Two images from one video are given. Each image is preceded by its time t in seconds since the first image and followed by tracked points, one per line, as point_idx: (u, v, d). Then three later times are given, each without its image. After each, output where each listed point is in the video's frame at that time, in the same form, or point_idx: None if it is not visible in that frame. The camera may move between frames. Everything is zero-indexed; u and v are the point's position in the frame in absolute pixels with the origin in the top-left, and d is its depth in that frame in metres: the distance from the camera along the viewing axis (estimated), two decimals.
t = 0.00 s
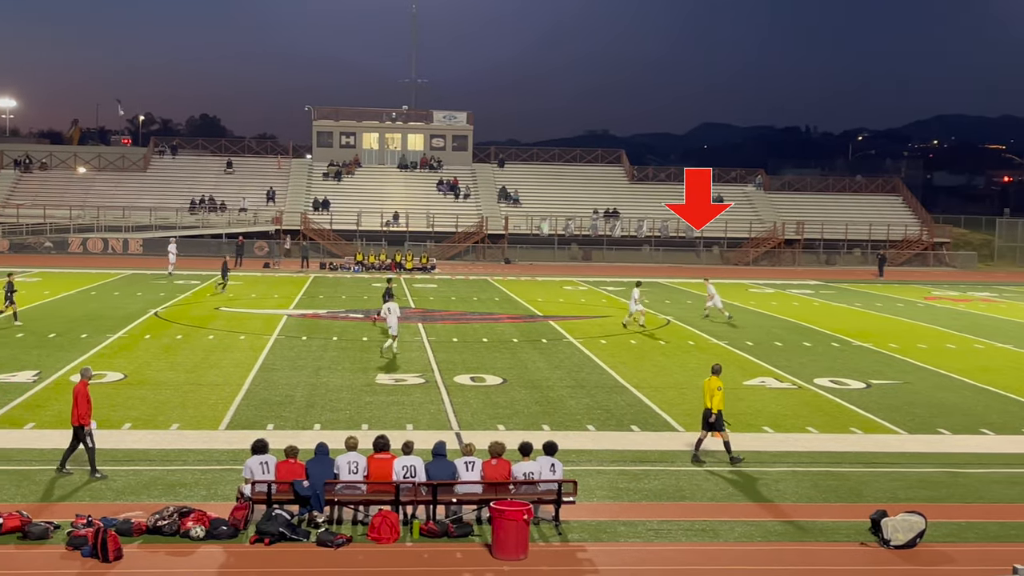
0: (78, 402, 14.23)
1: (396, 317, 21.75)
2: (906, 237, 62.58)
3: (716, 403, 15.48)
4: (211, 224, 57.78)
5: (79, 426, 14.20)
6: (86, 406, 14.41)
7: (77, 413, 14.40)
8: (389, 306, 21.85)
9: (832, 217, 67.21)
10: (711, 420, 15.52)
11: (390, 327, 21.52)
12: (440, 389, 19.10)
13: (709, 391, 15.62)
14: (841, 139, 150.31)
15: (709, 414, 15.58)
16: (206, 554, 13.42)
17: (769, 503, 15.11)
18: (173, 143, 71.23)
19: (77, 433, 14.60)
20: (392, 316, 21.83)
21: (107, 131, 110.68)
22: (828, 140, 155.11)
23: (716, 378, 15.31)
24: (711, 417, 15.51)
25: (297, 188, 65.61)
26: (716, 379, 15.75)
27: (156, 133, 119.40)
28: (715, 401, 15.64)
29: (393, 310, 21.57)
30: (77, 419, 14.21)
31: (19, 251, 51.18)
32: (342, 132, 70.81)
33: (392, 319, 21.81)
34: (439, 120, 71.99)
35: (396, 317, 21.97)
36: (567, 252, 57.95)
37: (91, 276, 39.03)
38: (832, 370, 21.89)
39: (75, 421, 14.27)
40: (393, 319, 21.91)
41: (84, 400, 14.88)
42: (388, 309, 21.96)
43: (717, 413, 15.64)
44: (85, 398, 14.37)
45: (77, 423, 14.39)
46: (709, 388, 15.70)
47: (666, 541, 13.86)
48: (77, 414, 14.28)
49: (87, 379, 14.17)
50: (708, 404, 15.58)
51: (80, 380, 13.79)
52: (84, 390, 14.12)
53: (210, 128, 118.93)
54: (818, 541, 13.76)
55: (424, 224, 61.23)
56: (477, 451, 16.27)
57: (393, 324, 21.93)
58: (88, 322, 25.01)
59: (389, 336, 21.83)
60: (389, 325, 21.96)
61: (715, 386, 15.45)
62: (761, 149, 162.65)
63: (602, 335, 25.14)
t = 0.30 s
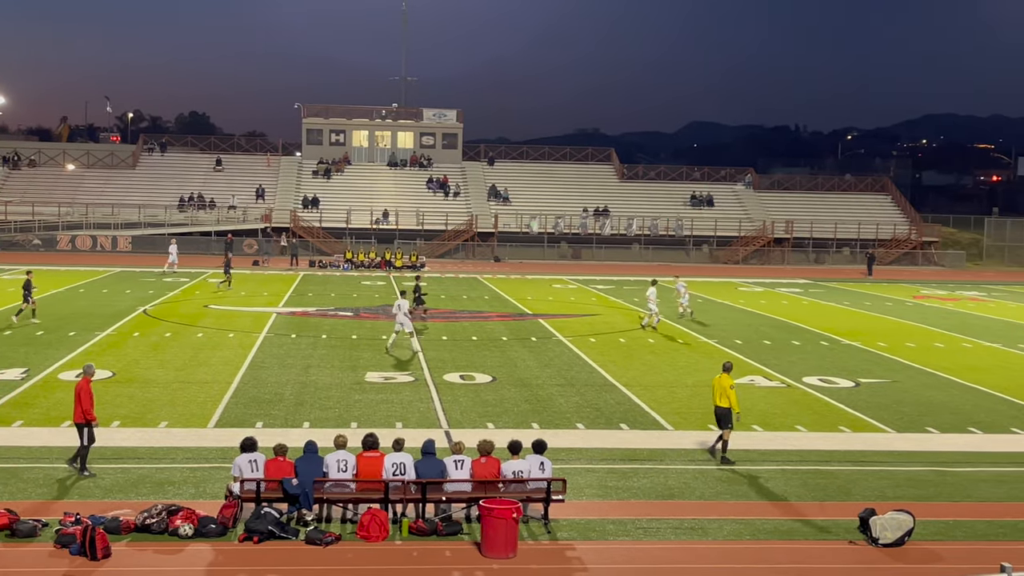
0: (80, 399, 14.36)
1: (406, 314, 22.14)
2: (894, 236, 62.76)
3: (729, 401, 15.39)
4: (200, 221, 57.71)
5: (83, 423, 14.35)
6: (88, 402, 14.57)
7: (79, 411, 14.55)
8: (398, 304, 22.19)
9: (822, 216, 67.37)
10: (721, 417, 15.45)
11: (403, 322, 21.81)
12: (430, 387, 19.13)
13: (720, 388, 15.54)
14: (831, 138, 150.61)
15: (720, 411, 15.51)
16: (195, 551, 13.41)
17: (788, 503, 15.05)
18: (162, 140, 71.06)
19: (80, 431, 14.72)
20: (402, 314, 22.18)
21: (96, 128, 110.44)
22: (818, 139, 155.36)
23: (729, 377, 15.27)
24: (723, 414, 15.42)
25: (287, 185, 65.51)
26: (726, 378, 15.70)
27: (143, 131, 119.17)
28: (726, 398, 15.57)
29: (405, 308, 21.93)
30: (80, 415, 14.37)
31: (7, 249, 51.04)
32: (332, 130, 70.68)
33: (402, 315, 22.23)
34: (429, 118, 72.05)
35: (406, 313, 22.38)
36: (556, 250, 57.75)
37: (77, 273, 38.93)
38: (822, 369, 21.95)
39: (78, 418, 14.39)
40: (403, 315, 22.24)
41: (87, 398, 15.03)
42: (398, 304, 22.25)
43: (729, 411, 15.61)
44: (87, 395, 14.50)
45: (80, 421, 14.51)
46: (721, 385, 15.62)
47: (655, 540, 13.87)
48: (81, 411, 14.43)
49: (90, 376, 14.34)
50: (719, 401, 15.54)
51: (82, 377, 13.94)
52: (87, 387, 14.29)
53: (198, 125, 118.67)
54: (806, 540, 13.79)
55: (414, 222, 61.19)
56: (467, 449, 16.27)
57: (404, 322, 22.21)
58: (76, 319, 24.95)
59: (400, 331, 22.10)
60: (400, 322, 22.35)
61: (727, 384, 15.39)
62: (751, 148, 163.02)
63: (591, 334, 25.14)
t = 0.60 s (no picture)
0: (87, 397, 14.31)
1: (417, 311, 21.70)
2: (889, 235, 62.87)
3: (743, 401, 15.56)
4: (195, 219, 57.66)
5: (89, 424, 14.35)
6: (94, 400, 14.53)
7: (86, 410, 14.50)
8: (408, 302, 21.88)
9: (816, 215, 67.49)
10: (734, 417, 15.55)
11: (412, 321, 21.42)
12: (424, 385, 19.13)
13: (734, 387, 15.68)
14: (826, 137, 150.76)
15: (733, 411, 15.62)
16: (189, 550, 13.40)
17: (801, 503, 15.03)
18: (157, 138, 71.00)
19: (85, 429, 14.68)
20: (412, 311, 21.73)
21: (90, 126, 110.35)
22: (813, 139, 155.51)
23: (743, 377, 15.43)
24: (736, 413, 15.54)
25: (282, 184, 65.44)
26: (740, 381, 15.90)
27: (137, 130, 118.97)
28: (740, 397, 15.69)
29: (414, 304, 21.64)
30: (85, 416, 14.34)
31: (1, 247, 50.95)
32: (327, 128, 70.62)
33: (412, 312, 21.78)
34: (424, 117, 72.17)
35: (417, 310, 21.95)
36: (552, 248, 57.72)
37: (71, 271, 38.85)
38: (816, 367, 21.97)
39: (85, 416, 14.34)
40: (413, 312, 21.79)
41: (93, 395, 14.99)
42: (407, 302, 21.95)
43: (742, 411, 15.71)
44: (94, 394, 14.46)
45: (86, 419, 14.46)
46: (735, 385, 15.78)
47: (650, 538, 13.89)
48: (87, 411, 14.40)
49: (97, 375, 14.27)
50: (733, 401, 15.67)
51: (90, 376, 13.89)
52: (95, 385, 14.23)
53: (192, 124, 118.45)
54: (801, 538, 13.81)
55: (409, 220, 61.17)
56: (462, 448, 16.27)
57: (414, 318, 21.82)
58: (70, 317, 24.88)
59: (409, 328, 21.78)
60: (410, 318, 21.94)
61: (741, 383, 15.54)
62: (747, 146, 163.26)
63: (586, 332, 25.14)
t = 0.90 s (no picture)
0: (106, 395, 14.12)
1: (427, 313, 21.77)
2: (891, 234, 62.86)
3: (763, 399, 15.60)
4: (197, 218, 57.71)
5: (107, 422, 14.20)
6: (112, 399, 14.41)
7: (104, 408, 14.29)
8: (418, 306, 21.89)
9: (817, 213, 67.49)
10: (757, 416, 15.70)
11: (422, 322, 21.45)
12: (426, 384, 19.13)
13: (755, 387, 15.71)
14: (827, 136, 150.68)
15: (756, 409, 15.76)
16: (191, 548, 13.43)
17: (803, 502, 15.02)
18: (160, 137, 71.08)
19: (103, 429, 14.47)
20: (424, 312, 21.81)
21: (92, 125, 110.49)
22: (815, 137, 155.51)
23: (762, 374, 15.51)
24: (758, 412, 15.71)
25: (284, 182, 65.47)
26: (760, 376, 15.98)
27: (139, 128, 119.22)
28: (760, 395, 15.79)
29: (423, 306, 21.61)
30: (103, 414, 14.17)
31: (4, 245, 50.99)
32: (329, 127, 70.66)
33: (423, 315, 21.81)
34: (426, 116, 72.10)
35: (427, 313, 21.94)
36: (554, 247, 57.79)
37: (73, 269, 38.88)
38: (818, 366, 21.95)
39: (104, 414, 14.20)
40: (423, 315, 21.77)
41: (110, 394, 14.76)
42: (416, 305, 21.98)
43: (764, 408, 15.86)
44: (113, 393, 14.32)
45: (104, 418, 14.32)
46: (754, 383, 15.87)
47: (652, 536, 13.89)
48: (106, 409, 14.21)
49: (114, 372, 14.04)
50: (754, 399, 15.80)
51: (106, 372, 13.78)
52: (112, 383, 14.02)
53: (193, 121, 118.55)
54: (802, 536, 13.82)
55: (411, 219, 61.17)
56: (464, 446, 16.27)
57: (424, 322, 21.84)
58: (73, 315, 24.89)
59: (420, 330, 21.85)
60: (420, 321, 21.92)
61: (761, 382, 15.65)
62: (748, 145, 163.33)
63: (587, 331, 25.15)
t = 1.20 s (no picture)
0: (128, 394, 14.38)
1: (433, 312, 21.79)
2: (901, 233, 62.72)
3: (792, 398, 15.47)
4: (208, 218, 57.78)
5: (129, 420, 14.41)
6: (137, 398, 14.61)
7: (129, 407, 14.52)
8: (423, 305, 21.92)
9: (828, 213, 67.33)
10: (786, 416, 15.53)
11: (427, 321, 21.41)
12: (436, 383, 19.13)
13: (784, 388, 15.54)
14: (837, 135, 150.41)
15: (783, 410, 15.61)
16: (202, 547, 13.46)
17: (812, 501, 14.98)
18: (169, 137, 71.21)
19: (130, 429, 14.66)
20: (429, 313, 21.80)
21: (103, 125, 110.77)
22: (824, 136, 155.14)
23: (792, 374, 15.37)
24: (786, 412, 15.53)
25: (294, 182, 65.53)
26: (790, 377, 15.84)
27: (149, 129, 119.40)
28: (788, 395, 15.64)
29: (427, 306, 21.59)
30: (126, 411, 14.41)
31: (15, 245, 51.13)
32: (339, 126, 70.67)
33: (429, 314, 21.82)
34: (435, 115, 72.10)
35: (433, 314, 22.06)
36: (563, 246, 57.87)
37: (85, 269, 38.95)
38: (828, 366, 21.90)
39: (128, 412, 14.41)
40: (428, 314, 21.77)
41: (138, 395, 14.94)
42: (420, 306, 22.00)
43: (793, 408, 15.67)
44: (137, 389, 14.57)
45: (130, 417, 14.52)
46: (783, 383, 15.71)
47: (662, 535, 13.89)
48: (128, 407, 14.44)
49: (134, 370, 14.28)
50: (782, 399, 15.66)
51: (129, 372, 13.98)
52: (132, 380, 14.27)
53: (203, 121, 118.71)
54: (812, 536, 13.81)
55: (420, 218, 61.18)
56: (474, 445, 16.26)
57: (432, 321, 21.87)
58: (84, 315, 24.94)
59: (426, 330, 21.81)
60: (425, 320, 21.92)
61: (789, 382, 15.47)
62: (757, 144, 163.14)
63: (597, 330, 25.14)
